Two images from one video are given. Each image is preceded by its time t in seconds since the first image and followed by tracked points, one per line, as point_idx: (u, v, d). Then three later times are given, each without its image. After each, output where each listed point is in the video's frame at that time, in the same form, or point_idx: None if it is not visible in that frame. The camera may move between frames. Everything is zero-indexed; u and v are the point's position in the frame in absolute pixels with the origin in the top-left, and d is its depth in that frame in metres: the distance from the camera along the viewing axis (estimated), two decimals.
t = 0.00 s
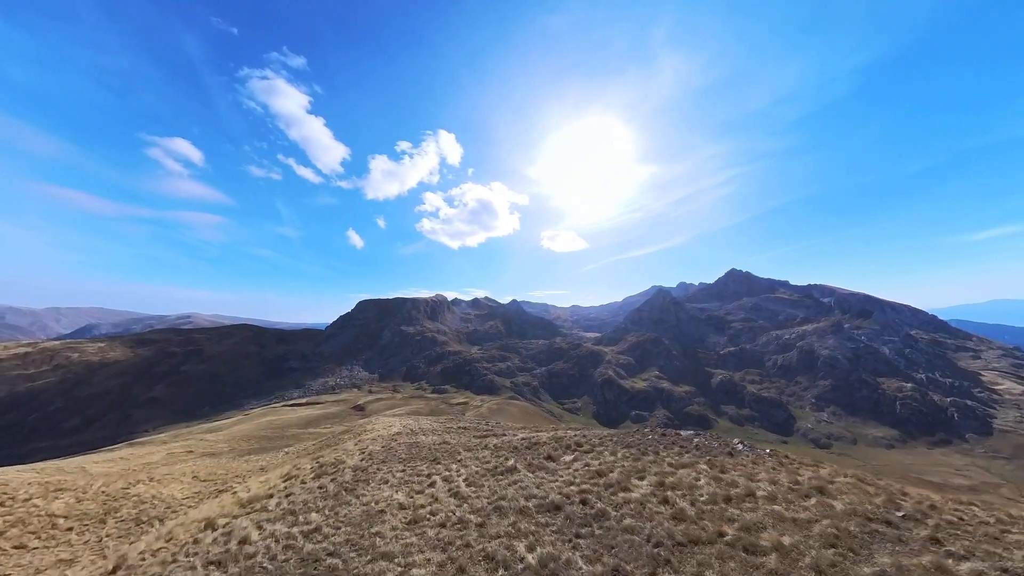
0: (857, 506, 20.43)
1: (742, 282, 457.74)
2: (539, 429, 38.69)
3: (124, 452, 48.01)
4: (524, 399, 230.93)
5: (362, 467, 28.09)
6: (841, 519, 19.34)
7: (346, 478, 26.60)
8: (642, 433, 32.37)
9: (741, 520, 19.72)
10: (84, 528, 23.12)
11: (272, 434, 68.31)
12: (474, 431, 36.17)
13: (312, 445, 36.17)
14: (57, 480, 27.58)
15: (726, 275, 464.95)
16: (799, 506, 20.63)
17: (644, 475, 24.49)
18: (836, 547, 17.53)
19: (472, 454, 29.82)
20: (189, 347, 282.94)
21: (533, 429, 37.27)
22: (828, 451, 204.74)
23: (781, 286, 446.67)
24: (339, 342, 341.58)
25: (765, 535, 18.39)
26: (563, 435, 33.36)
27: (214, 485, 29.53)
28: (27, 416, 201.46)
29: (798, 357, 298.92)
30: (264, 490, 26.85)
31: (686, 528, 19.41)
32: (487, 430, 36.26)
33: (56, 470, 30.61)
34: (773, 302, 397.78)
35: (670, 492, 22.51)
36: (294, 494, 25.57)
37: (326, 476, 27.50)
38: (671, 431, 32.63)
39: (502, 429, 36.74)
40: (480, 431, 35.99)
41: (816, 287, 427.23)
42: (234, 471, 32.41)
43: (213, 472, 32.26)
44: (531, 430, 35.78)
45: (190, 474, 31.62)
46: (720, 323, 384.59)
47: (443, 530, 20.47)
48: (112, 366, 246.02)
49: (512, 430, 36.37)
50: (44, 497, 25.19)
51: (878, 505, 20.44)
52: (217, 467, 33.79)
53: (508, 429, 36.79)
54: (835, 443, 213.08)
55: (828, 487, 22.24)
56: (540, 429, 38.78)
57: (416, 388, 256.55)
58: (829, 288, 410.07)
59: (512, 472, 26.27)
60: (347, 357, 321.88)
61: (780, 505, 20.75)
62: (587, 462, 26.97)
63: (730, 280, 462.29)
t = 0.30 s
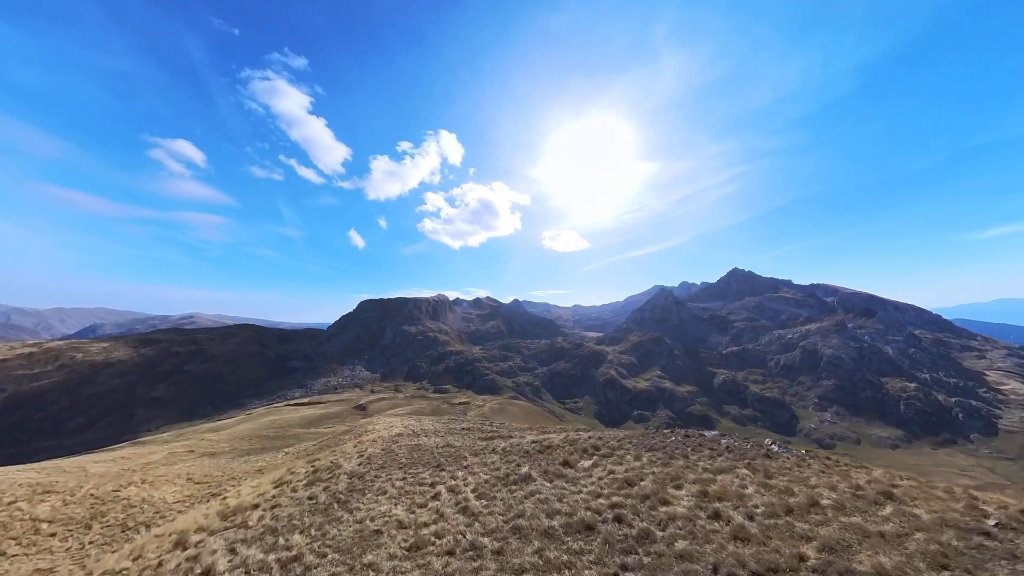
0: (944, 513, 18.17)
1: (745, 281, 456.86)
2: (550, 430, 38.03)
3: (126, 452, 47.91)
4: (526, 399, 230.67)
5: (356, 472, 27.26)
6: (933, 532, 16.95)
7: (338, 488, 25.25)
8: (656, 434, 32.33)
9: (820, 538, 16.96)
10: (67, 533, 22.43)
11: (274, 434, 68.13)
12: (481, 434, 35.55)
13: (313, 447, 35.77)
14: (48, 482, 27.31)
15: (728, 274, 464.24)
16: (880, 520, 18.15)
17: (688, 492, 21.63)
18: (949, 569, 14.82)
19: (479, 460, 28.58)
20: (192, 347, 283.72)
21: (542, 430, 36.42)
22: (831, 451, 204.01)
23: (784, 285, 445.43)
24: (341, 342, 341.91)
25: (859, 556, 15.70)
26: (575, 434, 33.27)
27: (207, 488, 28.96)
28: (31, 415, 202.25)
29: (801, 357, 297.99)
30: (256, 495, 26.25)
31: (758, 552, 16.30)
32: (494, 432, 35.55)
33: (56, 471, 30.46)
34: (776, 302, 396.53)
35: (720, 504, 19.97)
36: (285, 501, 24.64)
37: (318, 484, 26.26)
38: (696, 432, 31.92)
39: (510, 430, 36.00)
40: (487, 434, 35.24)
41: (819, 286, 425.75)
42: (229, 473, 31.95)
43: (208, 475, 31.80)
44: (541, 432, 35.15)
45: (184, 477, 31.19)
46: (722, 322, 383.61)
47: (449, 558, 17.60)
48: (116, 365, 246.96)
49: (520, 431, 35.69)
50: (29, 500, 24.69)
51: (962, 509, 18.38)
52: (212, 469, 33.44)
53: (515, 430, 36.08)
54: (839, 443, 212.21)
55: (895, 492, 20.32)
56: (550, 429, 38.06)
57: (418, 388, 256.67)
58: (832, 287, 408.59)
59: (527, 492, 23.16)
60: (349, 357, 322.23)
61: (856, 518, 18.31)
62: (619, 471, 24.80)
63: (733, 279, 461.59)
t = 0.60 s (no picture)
0: None
1: (747, 281, 455.89)
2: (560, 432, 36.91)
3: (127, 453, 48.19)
4: (528, 399, 230.32)
5: (349, 479, 26.57)
6: None
7: (328, 499, 23.87)
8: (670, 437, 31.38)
9: (920, 557, 13.63)
10: (50, 539, 21.37)
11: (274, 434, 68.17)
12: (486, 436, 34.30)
13: (313, 448, 35.43)
14: (40, 483, 26.71)
15: (731, 274, 463.49)
16: (978, 529, 14.76)
17: (739, 505, 18.47)
18: None
19: (489, 468, 26.83)
20: (195, 347, 284.58)
21: (549, 432, 35.43)
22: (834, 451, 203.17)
23: (787, 284, 444.13)
24: (343, 342, 342.37)
25: None
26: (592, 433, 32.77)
27: (201, 491, 28.48)
28: (36, 415, 203.21)
29: (804, 357, 297.03)
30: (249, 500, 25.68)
31: None
32: (499, 434, 34.71)
33: (54, 471, 30.32)
34: (779, 302, 395.17)
35: (781, 518, 16.81)
36: (274, 510, 23.61)
37: (308, 493, 25.22)
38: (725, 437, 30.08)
39: (515, 432, 35.30)
40: (492, 436, 34.46)
41: (822, 285, 424.23)
42: (225, 475, 31.48)
43: (203, 477, 31.22)
44: (548, 433, 34.60)
45: (178, 479, 30.71)
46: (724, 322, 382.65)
47: None
48: (120, 365, 247.89)
49: (524, 433, 35.02)
50: (15, 504, 23.75)
51: None
52: (209, 470, 33.06)
53: (521, 432, 35.34)
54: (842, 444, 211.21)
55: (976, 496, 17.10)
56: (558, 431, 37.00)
57: (420, 388, 256.79)
58: (835, 287, 407.09)
59: (551, 509, 20.37)
60: (351, 357, 322.69)
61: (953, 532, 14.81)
62: (653, 481, 22.13)
63: (735, 278, 460.79)
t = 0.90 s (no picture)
0: None
1: (750, 280, 455.35)
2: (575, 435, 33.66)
3: (134, 452, 49.27)
4: (530, 400, 229.87)
5: (346, 489, 23.71)
6: None
7: (316, 517, 20.62)
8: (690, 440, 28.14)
9: None
10: (29, 546, 19.85)
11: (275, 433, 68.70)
12: (488, 446, 30.74)
13: (312, 450, 34.53)
14: (30, 486, 25.74)
15: (733, 273, 463.07)
16: None
17: (808, 522, 14.34)
18: None
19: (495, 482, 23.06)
20: (198, 347, 285.12)
21: (560, 436, 33.30)
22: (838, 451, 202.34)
23: (790, 284, 443.57)
24: (346, 342, 342.78)
25: None
26: (610, 437, 29.90)
27: (194, 495, 27.14)
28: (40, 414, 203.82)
29: (807, 356, 296.13)
30: (237, 508, 23.21)
31: None
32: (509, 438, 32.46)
33: (54, 471, 30.48)
34: (781, 302, 394.15)
35: (872, 536, 12.60)
36: (256, 525, 20.71)
37: (296, 506, 22.41)
38: (756, 438, 26.95)
39: (525, 434, 33.74)
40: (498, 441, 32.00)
41: (825, 285, 423.42)
42: (220, 478, 30.57)
43: (197, 480, 30.15)
44: (558, 436, 32.93)
45: (171, 482, 29.44)
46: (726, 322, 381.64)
47: None
48: (124, 365, 248.59)
49: (532, 435, 33.64)
50: None
51: None
52: (204, 473, 32.21)
53: (530, 435, 33.45)
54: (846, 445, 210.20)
55: None
56: (571, 434, 34.07)
57: (422, 388, 256.89)
58: (839, 286, 406.26)
59: (579, 537, 15.97)
60: (353, 357, 323.14)
61: None
62: (696, 494, 18.01)
63: (738, 278, 460.27)
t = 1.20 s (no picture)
0: None
1: (752, 280, 454.54)
2: (591, 436, 32.88)
3: (136, 451, 49.79)
4: (531, 400, 229.35)
5: (342, 499, 22.63)
6: None
7: (304, 535, 19.02)
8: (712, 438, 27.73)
9: None
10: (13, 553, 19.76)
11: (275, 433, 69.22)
12: (496, 449, 29.58)
13: (314, 450, 34.30)
14: (23, 486, 25.81)
15: (736, 273, 462.12)
16: None
17: (896, 530, 12.66)
18: None
19: (509, 491, 21.62)
20: (201, 347, 286.14)
21: (573, 437, 32.39)
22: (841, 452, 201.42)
23: (793, 284, 442.58)
24: (348, 342, 343.34)
25: None
26: (631, 438, 29.20)
27: (187, 497, 26.93)
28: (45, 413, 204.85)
29: (810, 357, 295.25)
30: (224, 517, 22.70)
31: None
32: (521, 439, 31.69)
33: (55, 470, 30.86)
34: (784, 302, 393.16)
35: (981, 548, 10.97)
36: (235, 543, 19.50)
37: (285, 520, 21.14)
38: (788, 434, 26.76)
39: (537, 435, 33.28)
40: (507, 443, 31.16)
41: (828, 284, 422.31)
42: (216, 479, 30.41)
43: (193, 481, 30.04)
44: (570, 437, 32.27)
45: (166, 483, 29.20)
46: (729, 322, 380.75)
47: None
48: (128, 364, 249.62)
49: (544, 435, 33.35)
50: None
51: None
52: (201, 473, 32.13)
53: (542, 435, 32.79)
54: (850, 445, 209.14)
55: None
56: (585, 434, 33.17)
57: (424, 388, 257.15)
58: (842, 286, 405.32)
59: (623, 561, 13.89)
60: (356, 357, 323.84)
61: None
62: (747, 504, 16.37)
63: (741, 278, 459.36)
